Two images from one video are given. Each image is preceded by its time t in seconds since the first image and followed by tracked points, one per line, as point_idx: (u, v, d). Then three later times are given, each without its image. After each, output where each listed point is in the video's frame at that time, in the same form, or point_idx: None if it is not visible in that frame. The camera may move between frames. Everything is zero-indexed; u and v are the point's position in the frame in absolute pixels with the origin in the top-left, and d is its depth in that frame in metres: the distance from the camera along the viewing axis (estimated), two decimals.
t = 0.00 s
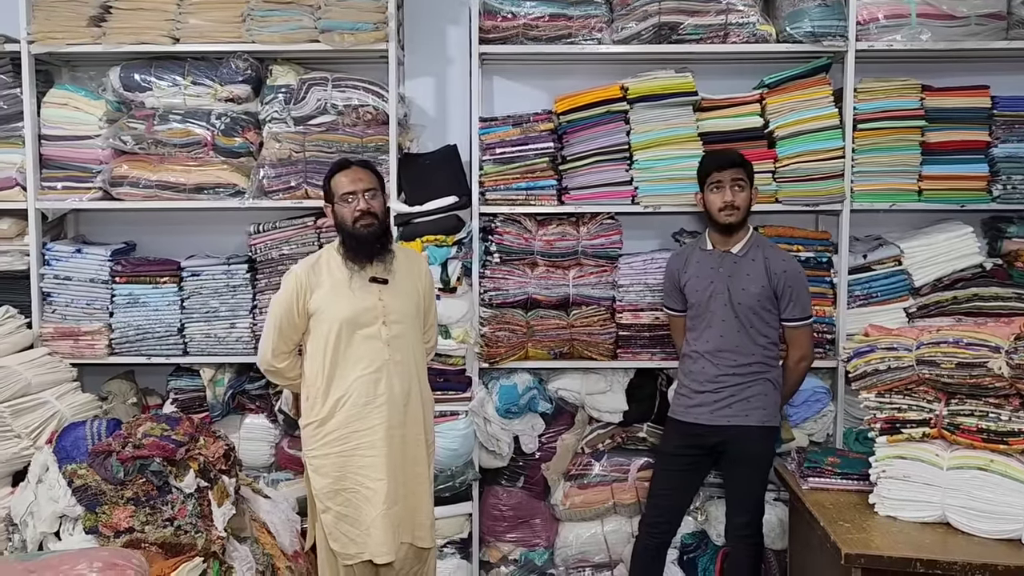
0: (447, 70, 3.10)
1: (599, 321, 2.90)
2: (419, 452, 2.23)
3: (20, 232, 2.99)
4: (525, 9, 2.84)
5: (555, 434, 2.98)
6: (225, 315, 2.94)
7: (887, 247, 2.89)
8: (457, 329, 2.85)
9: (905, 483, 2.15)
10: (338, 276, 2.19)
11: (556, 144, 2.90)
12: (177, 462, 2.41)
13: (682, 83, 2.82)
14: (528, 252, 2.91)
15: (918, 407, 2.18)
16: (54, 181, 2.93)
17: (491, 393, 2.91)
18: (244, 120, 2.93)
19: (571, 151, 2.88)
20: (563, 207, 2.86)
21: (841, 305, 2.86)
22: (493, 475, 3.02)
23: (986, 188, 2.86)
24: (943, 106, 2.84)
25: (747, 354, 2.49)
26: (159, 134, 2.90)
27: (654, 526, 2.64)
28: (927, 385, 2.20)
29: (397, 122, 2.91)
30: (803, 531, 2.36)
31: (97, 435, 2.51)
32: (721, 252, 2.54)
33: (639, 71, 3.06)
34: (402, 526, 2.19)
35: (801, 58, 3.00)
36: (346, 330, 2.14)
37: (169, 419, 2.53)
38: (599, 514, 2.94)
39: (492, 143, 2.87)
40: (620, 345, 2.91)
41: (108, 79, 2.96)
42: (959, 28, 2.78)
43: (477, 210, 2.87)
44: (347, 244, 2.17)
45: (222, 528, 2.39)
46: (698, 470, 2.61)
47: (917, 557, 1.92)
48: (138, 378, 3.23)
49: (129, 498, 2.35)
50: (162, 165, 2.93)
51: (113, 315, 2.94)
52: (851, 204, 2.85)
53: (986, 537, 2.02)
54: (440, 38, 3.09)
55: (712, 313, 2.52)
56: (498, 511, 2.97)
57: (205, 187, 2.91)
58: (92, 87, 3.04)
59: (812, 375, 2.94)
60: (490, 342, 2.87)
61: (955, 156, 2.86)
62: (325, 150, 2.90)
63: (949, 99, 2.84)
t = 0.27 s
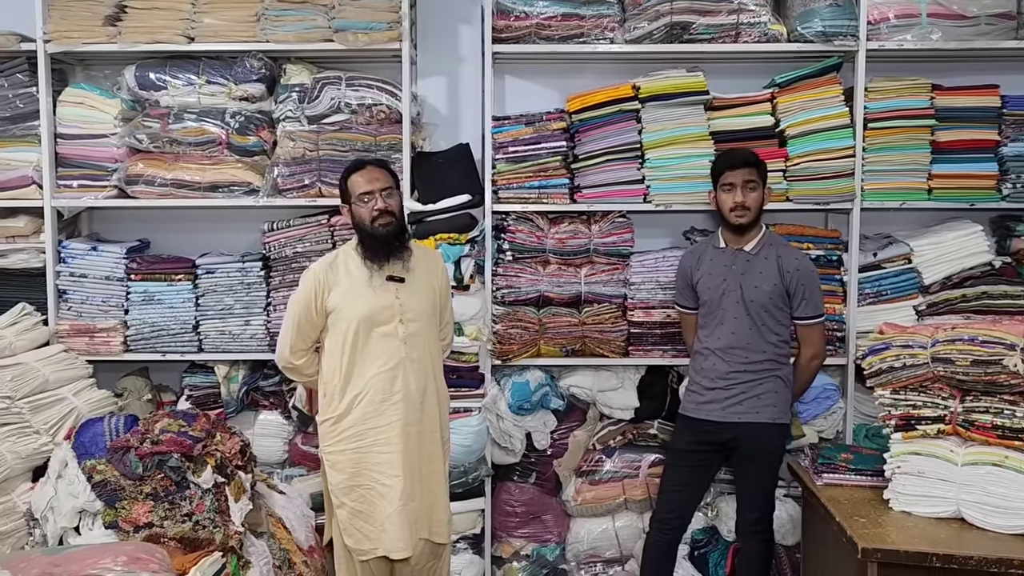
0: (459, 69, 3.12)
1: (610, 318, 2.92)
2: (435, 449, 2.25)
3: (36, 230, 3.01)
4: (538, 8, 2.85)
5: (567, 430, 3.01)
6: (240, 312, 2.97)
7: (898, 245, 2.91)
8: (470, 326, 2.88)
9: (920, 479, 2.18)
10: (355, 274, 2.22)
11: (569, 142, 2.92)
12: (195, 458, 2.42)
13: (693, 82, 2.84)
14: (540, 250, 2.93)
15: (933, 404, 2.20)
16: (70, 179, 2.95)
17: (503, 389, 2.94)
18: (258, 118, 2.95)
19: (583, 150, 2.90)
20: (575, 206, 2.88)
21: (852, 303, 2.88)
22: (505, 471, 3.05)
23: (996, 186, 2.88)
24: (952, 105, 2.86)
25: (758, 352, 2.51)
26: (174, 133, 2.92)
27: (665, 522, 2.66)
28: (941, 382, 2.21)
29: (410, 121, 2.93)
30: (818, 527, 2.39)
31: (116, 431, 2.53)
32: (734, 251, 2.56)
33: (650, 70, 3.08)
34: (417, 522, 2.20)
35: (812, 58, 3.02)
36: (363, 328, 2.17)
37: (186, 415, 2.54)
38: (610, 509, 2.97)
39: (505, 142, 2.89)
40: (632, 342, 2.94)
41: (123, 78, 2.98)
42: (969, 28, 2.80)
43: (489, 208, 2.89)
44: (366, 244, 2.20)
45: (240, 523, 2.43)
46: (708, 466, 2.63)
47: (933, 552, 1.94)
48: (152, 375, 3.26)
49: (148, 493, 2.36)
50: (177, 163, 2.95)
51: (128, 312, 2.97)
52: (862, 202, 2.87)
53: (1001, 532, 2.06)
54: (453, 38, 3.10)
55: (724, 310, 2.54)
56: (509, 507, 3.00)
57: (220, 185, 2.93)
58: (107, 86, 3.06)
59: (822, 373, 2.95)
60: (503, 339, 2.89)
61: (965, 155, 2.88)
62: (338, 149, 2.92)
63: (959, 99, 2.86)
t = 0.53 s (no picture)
0: (469, 67, 3.15)
1: (619, 315, 2.95)
2: (447, 443, 2.27)
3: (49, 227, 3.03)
4: (547, 7, 2.88)
5: (576, 425, 3.05)
6: (252, 309, 2.99)
7: (904, 242, 2.94)
8: (480, 322, 2.89)
9: (929, 472, 2.21)
10: (370, 270, 2.24)
11: (578, 140, 2.95)
12: (210, 452, 2.44)
13: (700, 81, 2.86)
14: (549, 247, 2.96)
15: (942, 398, 2.24)
16: (83, 177, 2.97)
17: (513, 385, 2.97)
18: (270, 116, 2.97)
19: (593, 147, 2.92)
20: (584, 203, 2.91)
21: (858, 299, 2.91)
22: (514, 465, 3.08)
23: (1001, 184, 2.90)
24: (958, 103, 2.88)
25: (765, 347, 2.54)
26: (187, 131, 2.93)
27: (674, 516, 2.69)
28: (951, 376, 2.24)
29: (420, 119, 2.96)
30: (828, 519, 2.42)
31: (129, 426, 2.56)
32: (742, 247, 2.59)
33: (658, 69, 3.11)
34: (429, 515, 2.22)
35: (819, 56, 3.05)
36: (377, 323, 2.19)
37: (198, 411, 2.54)
38: (619, 504, 3.00)
39: (515, 139, 2.91)
40: (640, 338, 2.96)
41: (136, 76, 3.01)
42: (975, 27, 2.83)
43: (499, 205, 2.91)
44: (380, 240, 2.22)
45: (254, 517, 2.46)
46: (716, 461, 2.65)
47: (944, 543, 1.97)
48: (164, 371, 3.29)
49: (164, 487, 2.40)
50: (190, 161, 2.97)
51: (141, 308, 2.99)
52: (868, 200, 2.90)
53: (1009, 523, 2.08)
54: (462, 36, 3.13)
55: (731, 306, 2.57)
56: (519, 502, 3.02)
57: (232, 182, 2.96)
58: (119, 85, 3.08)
59: (829, 368, 2.98)
60: (512, 335, 2.92)
61: (971, 152, 2.91)
62: (349, 146, 2.94)
63: (965, 97, 2.88)
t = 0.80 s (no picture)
0: (471, 68, 3.17)
1: (620, 314, 2.97)
2: (452, 441, 2.29)
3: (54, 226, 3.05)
4: (549, 8, 2.90)
5: (578, 423, 3.07)
6: (256, 308, 3.01)
7: (902, 241, 2.97)
8: (482, 321, 2.89)
9: (928, 468, 2.24)
10: (377, 269, 2.26)
11: (580, 140, 2.97)
12: (216, 450, 2.47)
13: (701, 81, 2.89)
14: (551, 246, 2.98)
15: (942, 395, 2.25)
16: (88, 177, 2.99)
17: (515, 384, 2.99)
18: (274, 117, 2.99)
19: (595, 147, 2.95)
20: (586, 202, 2.93)
21: (857, 298, 2.94)
22: (517, 463, 3.11)
23: (999, 183, 2.93)
24: (956, 103, 2.91)
25: (765, 346, 2.56)
26: (191, 131, 2.95)
27: (676, 512, 2.71)
28: (950, 373, 2.26)
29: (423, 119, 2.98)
30: (828, 515, 2.45)
31: (135, 424, 2.59)
32: (742, 246, 2.61)
33: (659, 69, 3.13)
34: (434, 512, 2.25)
35: (818, 57, 3.07)
36: (383, 321, 2.21)
37: (205, 409, 2.58)
38: (620, 501, 3.02)
39: (518, 140, 2.94)
40: (642, 336, 2.99)
41: (140, 77, 3.03)
42: (973, 28, 2.85)
43: (502, 205, 2.94)
44: (386, 238, 2.25)
45: (260, 514, 2.49)
46: (716, 458, 2.68)
47: (942, 537, 2.00)
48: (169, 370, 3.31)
49: (171, 485, 2.41)
50: (194, 161, 2.98)
51: (146, 307, 3.01)
52: (867, 199, 2.92)
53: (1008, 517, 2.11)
54: (465, 37, 3.15)
55: (731, 305, 2.60)
56: (521, 499, 3.05)
57: (236, 182, 2.98)
58: (124, 85, 3.10)
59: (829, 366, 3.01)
60: (515, 334, 2.93)
61: (970, 152, 2.93)
62: (353, 146, 2.95)
63: (964, 97, 2.91)
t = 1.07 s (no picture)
0: (467, 70, 3.19)
1: (616, 313, 2.98)
2: (451, 440, 2.31)
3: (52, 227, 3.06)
4: (545, 10, 2.91)
5: (574, 422, 3.09)
6: (254, 308, 3.02)
7: (896, 241, 2.98)
8: (479, 321, 2.93)
9: (920, 466, 2.26)
10: (376, 269, 2.28)
11: (575, 141, 2.99)
12: (213, 450, 2.48)
13: (697, 82, 2.90)
14: (548, 247, 3.00)
15: (933, 393, 2.27)
16: (86, 178, 3.01)
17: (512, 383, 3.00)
18: (271, 119, 3.00)
19: (592, 148, 2.96)
20: (582, 203, 2.95)
21: (851, 297, 2.96)
22: (513, 463, 3.13)
23: (992, 184, 2.95)
24: (949, 104, 2.93)
25: (760, 346, 2.58)
26: (189, 133, 2.97)
27: (673, 509, 2.73)
28: (941, 371, 2.28)
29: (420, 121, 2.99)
30: (821, 513, 2.47)
31: (134, 425, 2.58)
32: (737, 247, 2.62)
33: (654, 71, 3.16)
34: (433, 511, 2.26)
35: (813, 58, 3.09)
36: (383, 321, 2.23)
37: (202, 409, 2.59)
38: (616, 500, 3.04)
39: (514, 141, 2.96)
40: (637, 336, 3.00)
41: (138, 79, 3.04)
42: (967, 29, 2.87)
43: (498, 205, 2.95)
44: (386, 239, 2.26)
45: (257, 514, 2.49)
46: (712, 457, 2.70)
47: (933, 534, 2.02)
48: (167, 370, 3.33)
49: (169, 484, 2.43)
50: (191, 162, 3.00)
51: (144, 308, 3.02)
52: (862, 200, 2.94)
53: (998, 514, 2.14)
54: (461, 39, 3.17)
55: (726, 305, 2.62)
56: (517, 498, 3.07)
57: (234, 183, 2.99)
58: (122, 87, 3.11)
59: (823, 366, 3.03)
60: (511, 334, 2.96)
61: (963, 153, 2.95)
62: (350, 147, 2.97)
63: (957, 98, 2.93)
